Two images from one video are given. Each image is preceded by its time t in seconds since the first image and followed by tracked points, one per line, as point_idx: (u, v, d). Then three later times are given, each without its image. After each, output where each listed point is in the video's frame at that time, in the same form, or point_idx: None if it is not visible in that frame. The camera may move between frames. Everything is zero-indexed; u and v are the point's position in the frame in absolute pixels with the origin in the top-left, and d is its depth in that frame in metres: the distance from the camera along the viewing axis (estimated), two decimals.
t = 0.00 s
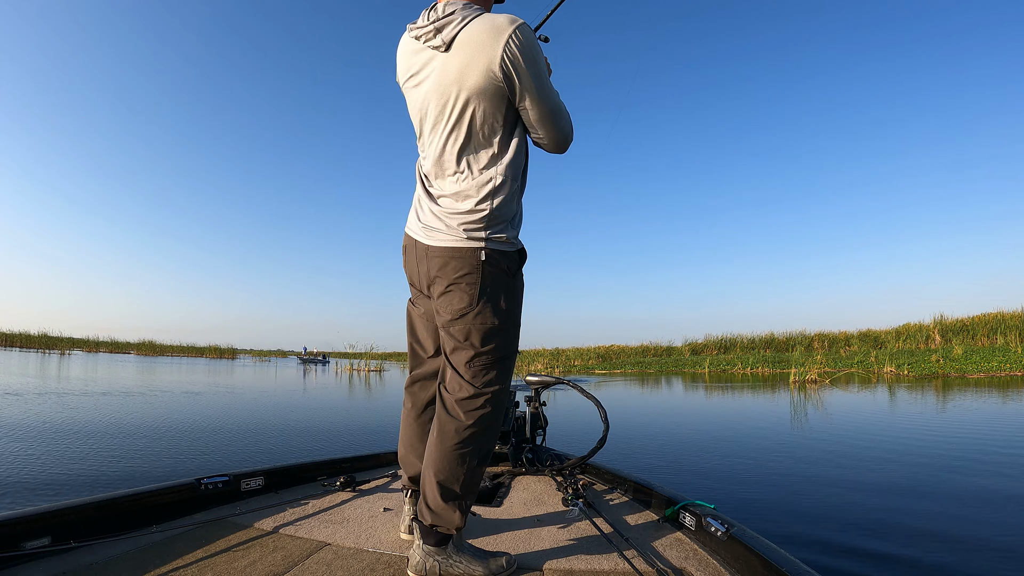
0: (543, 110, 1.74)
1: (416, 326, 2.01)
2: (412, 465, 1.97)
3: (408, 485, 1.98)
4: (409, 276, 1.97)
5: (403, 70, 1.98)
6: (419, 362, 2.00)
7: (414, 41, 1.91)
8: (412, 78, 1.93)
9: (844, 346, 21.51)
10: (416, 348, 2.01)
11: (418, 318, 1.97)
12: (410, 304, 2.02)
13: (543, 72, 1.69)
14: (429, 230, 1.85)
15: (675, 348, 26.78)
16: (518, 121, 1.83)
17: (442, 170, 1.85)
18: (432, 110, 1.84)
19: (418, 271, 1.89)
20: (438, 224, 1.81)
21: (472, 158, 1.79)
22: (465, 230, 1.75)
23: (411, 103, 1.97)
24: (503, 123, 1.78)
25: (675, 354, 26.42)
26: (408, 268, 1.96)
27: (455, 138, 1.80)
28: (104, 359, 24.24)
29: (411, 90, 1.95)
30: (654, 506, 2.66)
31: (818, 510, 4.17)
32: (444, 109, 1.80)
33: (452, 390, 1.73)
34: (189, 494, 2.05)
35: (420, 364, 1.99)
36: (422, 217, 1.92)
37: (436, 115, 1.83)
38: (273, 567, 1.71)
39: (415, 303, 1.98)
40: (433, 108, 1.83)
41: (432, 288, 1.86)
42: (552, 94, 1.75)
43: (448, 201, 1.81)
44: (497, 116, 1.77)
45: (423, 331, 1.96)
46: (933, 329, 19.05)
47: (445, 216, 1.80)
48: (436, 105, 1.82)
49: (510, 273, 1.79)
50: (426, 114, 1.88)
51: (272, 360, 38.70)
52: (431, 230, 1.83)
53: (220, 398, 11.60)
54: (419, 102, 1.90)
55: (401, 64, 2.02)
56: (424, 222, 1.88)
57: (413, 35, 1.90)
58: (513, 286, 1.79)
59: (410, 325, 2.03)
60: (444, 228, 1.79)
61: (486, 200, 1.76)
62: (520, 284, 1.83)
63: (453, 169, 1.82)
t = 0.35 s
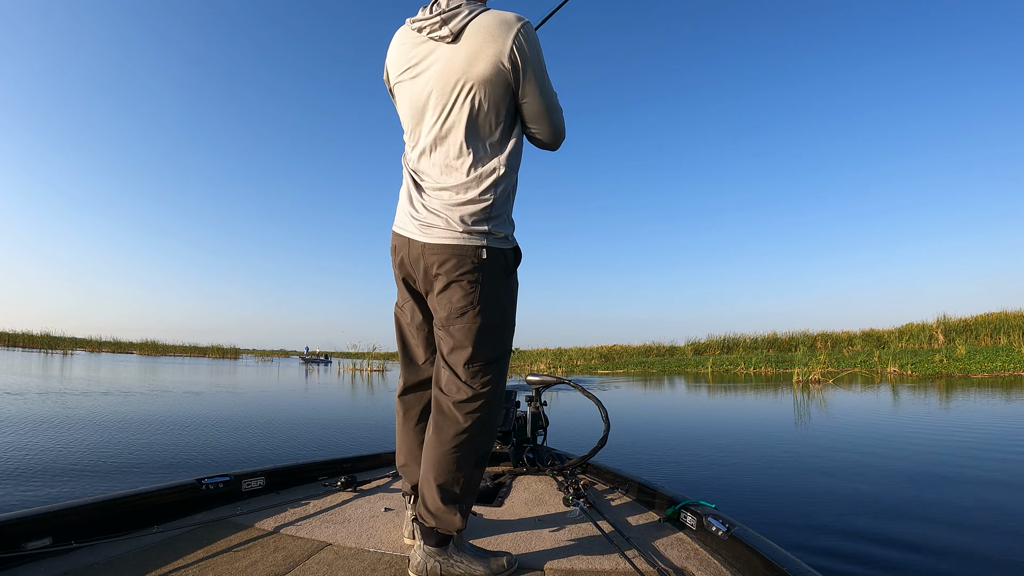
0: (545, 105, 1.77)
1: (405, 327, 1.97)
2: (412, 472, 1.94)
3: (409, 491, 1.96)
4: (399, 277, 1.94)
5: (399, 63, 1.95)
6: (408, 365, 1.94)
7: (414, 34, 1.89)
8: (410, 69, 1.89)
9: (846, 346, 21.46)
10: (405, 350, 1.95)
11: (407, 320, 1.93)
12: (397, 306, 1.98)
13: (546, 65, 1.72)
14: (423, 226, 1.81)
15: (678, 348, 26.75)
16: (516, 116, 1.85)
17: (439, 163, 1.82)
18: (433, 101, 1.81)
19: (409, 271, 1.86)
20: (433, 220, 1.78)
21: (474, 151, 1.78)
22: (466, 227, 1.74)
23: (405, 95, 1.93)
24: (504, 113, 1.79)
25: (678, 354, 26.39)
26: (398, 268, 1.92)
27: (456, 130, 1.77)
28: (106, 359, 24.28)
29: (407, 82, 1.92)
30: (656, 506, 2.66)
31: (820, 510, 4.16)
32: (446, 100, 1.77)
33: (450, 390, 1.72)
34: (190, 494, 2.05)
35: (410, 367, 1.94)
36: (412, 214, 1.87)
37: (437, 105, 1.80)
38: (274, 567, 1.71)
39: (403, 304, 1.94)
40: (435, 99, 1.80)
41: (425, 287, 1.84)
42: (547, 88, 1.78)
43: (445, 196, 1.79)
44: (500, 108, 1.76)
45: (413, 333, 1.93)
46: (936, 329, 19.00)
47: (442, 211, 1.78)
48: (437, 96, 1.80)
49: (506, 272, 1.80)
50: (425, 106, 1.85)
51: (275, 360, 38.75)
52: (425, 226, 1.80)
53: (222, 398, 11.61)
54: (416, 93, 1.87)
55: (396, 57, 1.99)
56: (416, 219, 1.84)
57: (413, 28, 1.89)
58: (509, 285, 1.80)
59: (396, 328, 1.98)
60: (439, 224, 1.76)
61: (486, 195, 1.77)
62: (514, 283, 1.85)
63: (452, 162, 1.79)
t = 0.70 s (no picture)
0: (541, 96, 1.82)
1: (398, 330, 1.95)
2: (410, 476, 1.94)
3: (409, 495, 1.96)
4: (392, 279, 1.92)
5: (392, 61, 1.93)
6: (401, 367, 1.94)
7: (410, 34, 1.89)
8: (405, 66, 1.88)
9: (850, 346, 21.39)
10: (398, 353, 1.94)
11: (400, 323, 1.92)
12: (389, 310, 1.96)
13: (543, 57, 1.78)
14: (419, 224, 1.79)
15: (680, 348, 26.71)
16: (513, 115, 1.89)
17: (434, 160, 1.81)
18: (431, 95, 1.80)
19: (403, 272, 1.85)
20: (430, 217, 1.76)
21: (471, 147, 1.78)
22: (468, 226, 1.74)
23: (399, 92, 1.91)
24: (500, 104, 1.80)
25: (680, 354, 26.35)
26: (393, 270, 1.90)
27: (453, 125, 1.77)
28: (108, 359, 24.29)
29: (401, 78, 1.90)
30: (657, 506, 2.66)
31: (822, 510, 4.15)
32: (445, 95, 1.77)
33: (447, 390, 1.72)
34: (192, 494, 2.06)
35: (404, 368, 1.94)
36: (406, 214, 1.85)
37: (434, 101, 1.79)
38: (276, 567, 1.71)
39: (396, 307, 1.92)
40: (433, 93, 1.79)
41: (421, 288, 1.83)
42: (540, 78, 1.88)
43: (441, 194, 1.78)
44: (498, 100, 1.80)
45: (407, 335, 1.91)
46: (939, 329, 18.92)
47: (437, 208, 1.76)
48: (435, 92, 1.80)
49: (504, 274, 1.82)
50: (421, 102, 1.84)
51: (277, 360, 38.77)
52: (421, 225, 1.78)
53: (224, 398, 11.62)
54: (413, 89, 1.85)
55: (387, 56, 1.97)
56: (411, 219, 1.82)
57: (408, 26, 1.90)
58: (505, 287, 1.82)
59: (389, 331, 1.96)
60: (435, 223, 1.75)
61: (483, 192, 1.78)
62: (511, 285, 1.86)
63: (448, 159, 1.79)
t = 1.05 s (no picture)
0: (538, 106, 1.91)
1: (399, 329, 1.94)
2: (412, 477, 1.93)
3: (408, 494, 1.96)
4: (393, 279, 1.93)
5: (395, 68, 1.92)
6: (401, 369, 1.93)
7: (416, 41, 1.88)
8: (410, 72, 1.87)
9: (852, 346, 21.32)
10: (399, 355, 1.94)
11: (402, 323, 1.92)
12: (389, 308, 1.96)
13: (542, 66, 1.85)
14: (426, 225, 1.80)
15: (683, 348, 26.68)
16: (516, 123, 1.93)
17: (441, 161, 1.81)
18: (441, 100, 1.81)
19: (407, 272, 1.86)
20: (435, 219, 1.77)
21: (478, 146, 1.79)
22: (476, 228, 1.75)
23: (406, 97, 1.89)
24: (505, 111, 1.82)
25: (683, 354, 26.33)
26: (396, 269, 1.90)
27: (461, 128, 1.79)
28: (110, 359, 24.33)
29: (408, 84, 1.88)
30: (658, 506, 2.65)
31: (825, 511, 4.14)
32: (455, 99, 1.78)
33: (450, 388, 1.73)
34: (192, 495, 2.06)
35: (405, 370, 1.93)
36: (411, 214, 1.85)
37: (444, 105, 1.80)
38: (277, 568, 1.72)
39: (398, 307, 1.92)
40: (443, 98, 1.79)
41: (425, 288, 1.85)
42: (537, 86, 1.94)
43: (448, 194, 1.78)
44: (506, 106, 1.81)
45: (408, 336, 1.91)
46: (942, 328, 18.87)
47: (444, 207, 1.77)
48: (446, 97, 1.79)
49: (507, 276, 1.83)
50: (429, 106, 1.83)
51: (279, 360, 38.82)
52: (427, 224, 1.79)
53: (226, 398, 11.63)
54: (422, 93, 1.83)
55: (389, 62, 1.95)
56: (417, 218, 1.83)
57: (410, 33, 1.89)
58: (509, 288, 1.84)
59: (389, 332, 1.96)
60: (441, 222, 1.77)
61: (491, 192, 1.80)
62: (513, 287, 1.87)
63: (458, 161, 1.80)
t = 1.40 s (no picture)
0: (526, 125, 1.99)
1: (395, 329, 1.94)
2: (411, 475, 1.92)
3: (406, 493, 1.95)
4: (391, 277, 1.93)
5: (392, 85, 1.92)
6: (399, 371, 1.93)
7: (411, 61, 1.89)
8: (408, 88, 1.88)
9: (855, 346, 21.26)
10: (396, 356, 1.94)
11: (401, 322, 1.92)
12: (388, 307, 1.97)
13: (530, 89, 1.93)
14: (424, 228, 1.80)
15: (685, 348, 26.66)
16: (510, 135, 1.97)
17: (438, 170, 1.83)
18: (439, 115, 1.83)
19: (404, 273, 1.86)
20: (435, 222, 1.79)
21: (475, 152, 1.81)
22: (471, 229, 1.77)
23: (404, 112, 1.90)
24: (500, 124, 1.86)
25: (685, 354, 26.30)
26: (394, 268, 1.89)
27: (459, 138, 1.80)
28: (113, 359, 24.35)
29: (406, 100, 1.89)
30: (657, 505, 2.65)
31: (827, 511, 4.13)
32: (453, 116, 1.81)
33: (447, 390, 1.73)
34: (192, 494, 2.07)
35: (402, 373, 1.93)
36: (409, 219, 1.86)
37: (441, 119, 1.82)
38: (277, 567, 1.72)
39: (396, 306, 1.92)
40: (441, 114, 1.82)
41: (424, 289, 1.85)
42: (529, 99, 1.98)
43: (446, 201, 1.81)
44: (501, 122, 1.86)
45: (406, 336, 1.91)
46: (945, 328, 18.82)
47: (442, 214, 1.78)
48: (445, 110, 1.81)
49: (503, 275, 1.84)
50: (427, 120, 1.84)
51: (281, 360, 38.84)
52: (426, 228, 1.80)
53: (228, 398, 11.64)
54: (422, 109, 1.85)
55: (386, 79, 1.96)
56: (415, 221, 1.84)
57: (406, 51, 1.90)
58: (504, 287, 1.85)
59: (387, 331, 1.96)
60: (439, 225, 1.78)
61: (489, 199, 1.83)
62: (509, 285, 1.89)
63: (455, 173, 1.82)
